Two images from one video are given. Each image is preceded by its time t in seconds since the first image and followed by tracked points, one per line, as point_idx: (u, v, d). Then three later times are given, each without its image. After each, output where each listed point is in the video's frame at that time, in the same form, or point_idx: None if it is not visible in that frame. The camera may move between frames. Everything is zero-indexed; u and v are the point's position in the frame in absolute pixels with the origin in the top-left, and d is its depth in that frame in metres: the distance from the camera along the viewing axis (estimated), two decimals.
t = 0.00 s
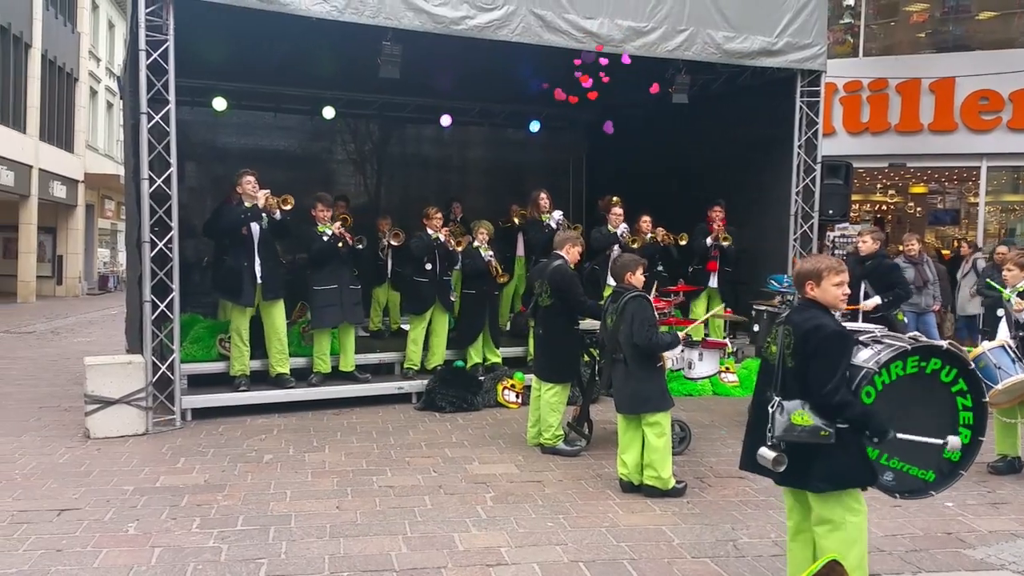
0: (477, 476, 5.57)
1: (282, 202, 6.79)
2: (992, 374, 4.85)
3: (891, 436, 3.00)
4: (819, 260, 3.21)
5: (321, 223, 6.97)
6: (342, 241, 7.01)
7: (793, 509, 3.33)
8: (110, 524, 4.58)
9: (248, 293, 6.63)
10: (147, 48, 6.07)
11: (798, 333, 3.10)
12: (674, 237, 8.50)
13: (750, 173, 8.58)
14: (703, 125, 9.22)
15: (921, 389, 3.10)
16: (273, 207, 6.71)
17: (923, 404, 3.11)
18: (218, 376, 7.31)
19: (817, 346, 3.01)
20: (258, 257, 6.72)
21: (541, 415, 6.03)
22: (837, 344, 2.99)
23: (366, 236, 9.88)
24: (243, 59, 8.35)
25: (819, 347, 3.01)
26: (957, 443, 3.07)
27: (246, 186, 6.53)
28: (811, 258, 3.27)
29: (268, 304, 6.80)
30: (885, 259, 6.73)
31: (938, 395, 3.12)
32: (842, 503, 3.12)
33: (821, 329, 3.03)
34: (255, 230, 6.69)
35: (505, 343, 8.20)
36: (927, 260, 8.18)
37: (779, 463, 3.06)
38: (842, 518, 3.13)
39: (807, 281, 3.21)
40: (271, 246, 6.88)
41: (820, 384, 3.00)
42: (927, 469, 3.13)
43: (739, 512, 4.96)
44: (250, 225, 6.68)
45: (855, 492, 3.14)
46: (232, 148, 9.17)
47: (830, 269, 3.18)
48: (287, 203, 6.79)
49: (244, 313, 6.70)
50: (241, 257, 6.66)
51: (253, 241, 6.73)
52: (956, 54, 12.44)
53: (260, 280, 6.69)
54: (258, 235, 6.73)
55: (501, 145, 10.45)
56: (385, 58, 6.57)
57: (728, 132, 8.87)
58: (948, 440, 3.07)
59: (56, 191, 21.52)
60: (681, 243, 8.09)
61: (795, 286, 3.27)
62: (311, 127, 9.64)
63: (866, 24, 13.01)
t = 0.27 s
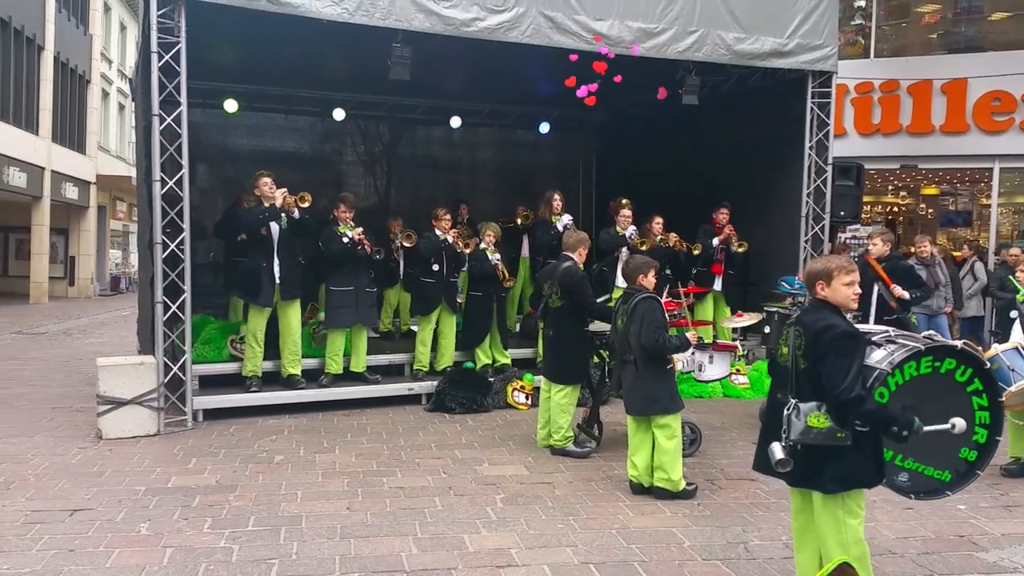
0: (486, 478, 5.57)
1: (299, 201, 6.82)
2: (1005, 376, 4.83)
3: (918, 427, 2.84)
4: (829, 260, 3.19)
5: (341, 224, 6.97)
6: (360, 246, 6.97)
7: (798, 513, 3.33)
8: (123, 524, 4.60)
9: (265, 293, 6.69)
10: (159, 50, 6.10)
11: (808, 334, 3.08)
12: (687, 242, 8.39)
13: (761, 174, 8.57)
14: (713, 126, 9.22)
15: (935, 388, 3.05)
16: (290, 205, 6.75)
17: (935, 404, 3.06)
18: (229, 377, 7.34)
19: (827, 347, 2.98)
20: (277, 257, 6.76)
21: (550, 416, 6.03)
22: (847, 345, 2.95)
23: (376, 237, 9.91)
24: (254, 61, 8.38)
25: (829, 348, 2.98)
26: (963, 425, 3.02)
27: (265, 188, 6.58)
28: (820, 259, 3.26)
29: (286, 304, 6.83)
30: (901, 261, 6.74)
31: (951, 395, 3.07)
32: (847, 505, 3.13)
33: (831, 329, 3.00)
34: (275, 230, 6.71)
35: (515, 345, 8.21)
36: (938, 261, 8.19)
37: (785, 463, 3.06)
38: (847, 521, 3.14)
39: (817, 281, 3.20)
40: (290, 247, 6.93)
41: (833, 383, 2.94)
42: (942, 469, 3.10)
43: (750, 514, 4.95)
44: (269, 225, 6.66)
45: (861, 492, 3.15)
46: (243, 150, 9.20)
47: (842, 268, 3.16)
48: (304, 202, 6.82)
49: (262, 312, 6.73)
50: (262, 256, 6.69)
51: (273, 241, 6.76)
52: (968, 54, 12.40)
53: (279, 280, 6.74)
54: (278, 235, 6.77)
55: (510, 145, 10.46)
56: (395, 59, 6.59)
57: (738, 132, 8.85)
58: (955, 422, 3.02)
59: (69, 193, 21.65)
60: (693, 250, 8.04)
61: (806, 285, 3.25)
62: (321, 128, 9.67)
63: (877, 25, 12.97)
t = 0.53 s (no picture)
0: (499, 479, 5.57)
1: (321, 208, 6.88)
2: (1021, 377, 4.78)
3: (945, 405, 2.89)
4: (836, 262, 3.16)
5: (363, 224, 7.03)
6: (381, 245, 7.00)
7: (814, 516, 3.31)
8: (136, 526, 4.61)
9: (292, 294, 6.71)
10: (173, 52, 6.11)
11: (819, 336, 3.10)
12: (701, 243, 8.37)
13: (774, 176, 8.56)
14: (725, 126, 9.23)
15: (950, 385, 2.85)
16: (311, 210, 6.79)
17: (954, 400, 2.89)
18: (241, 379, 7.36)
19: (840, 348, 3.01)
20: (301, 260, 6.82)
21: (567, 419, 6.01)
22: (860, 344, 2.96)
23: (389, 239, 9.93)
24: (266, 64, 8.41)
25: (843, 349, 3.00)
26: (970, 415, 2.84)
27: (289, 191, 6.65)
28: (830, 260, 3.23)
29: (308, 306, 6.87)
30: (911, 263, 6.71)
31: (971, 390, 2.86)
32: (861, 505, 3.12)
33: (842, 330, 3.02)
34: (298, 233, 6.80)
35: (527, 346, 8.21)
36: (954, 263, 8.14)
37: (820, 467, 3.07)
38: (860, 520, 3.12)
39: (824, 284, 3.18)
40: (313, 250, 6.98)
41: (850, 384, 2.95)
42: (966, 464, 2.92)
43: (763, 516, 4.93)
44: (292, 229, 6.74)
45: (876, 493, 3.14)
46: (255, 152, 9.24)
47: (849, 271, 3.13)
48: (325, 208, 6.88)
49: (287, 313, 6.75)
50: (283, 260, 6.72)
51: (296, 244, 6.84)
52: (981, 55, 12.47)
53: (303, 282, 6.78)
54: (301, 237, 6.85)
55: (521, 147, 10.47)
56: (408, 61, 6.61)
57: (750, 134, 8.85)
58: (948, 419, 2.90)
59: (83, 195, 21.78)
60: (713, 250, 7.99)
61: (814, 286, 3.24)
62: (334, 130, 9.71)
63: (890, 26, 13.06)
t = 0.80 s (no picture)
0: (509, 482, 5.57)
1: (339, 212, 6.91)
2: None
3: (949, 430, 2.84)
4: (853, 264, 3.15)
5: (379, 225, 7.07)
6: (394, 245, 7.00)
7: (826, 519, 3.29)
8: (147, 528, 4.62)
9: (305, 297, 6.76)
10: (184, 56, 6.14)
11: (830, 337, 3.08)
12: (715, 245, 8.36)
13: (784, 178, 8.55)
14: (734, 127, 9.20)
15: (965, 387, 2.96)
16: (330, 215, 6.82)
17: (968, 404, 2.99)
18: (253, 381, 7.38)
19: (849, 349, 2.98)
20: (316, 264, 6.86)
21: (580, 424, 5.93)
22: (871, 344, 2.92)
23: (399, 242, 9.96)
24: (277, 68, 8.45)
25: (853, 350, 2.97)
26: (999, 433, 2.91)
27: (308, 195, 6.69)
28: (846, 262, 3.22)
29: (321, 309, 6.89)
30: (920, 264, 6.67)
31: (984, 393, 2.96)
32: (871, 508, 3.09)
33: (852, 331, 2.99)
34: (315, 237, 6.83)
35: (537, 349, 8.22)
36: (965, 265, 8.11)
37: (825, 470, 3.01)
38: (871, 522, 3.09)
39: (839, 284, 3.17)
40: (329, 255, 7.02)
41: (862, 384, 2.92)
42: (979, 468, 3.01)
43: (773, 519, 4.92)
44: (310, 232, 6.80)
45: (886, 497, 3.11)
46: (267, 155, 9.28)
47: (865, 273, 3.11)
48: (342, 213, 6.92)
49: (302, 316, 6.77)
50: (300, 261, 6.80)
51: (313, 247, 6.87)
52: (993, 57, 12.43)
53: (316, 284, 6.81)
54: (317, 242, 6.88)
55: (531, 150, 10.50)
56: (418, 65, 6.63)
57: (760, 136, 8.85)
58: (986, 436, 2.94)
59: (95, 199, 21.89)
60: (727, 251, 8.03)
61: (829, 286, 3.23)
62: (344, 134, 9.74)
63: (900, 27, 13.12)
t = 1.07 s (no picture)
0: (518, 485, 5.57)
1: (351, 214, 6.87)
2: None
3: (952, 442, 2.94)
4: (864, 267, 3.12)
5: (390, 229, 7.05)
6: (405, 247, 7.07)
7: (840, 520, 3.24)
8: (157, 531, 4.63)
9: (314, 300, 6.79)
10: (192, 60, 6.13)
11: (838, 339, 3.08)
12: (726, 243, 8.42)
13: (792, 180, 8.55)
14: (742, 129, 9.21)
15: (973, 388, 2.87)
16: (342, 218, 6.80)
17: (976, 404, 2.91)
18: (262, 385, 7.40)
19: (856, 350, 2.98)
20: (325, 265, 6.86)
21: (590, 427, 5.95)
22: (879, 348, 2.92)
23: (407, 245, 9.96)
24: (284, 71, 8.46)
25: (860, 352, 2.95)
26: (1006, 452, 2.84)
27: (322, 198, 6.72)
28: (856, 264, 3.18)
29: (331, 312, 6.89)
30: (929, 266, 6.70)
31: (993, 393, 2.88)
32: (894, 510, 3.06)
33: (860, 333, 2.98)
34: (326, 240, 6.84)
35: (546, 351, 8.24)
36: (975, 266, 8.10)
37: (825, 471, 3.04)
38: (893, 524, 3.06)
39: (848, 285, 3.14)
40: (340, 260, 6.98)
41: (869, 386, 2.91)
42: (991, 469, 2.94)
43: (783, 521, 4.91)
44: (321, 235, 6.83)
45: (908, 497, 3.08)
46: (274, 158, 9.30)
47: (874, 276, 3.07)
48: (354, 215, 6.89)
49: (310, 319, 6.84)
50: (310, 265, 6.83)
51: (323, 250, 6.87)
52: (1002, 58, 12.39)
53: (325, 288, 6.84)
54: (329, 245, 6.87)
55: (539, 152, 10.53)
56: (426, 67, 6.64)
57: (768, 138, 8.85)
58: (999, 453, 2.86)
59: (103, 203, 21.92)
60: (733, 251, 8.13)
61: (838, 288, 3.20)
62: (352, 136, 9.74)
63: (909, 29, 13.08)
